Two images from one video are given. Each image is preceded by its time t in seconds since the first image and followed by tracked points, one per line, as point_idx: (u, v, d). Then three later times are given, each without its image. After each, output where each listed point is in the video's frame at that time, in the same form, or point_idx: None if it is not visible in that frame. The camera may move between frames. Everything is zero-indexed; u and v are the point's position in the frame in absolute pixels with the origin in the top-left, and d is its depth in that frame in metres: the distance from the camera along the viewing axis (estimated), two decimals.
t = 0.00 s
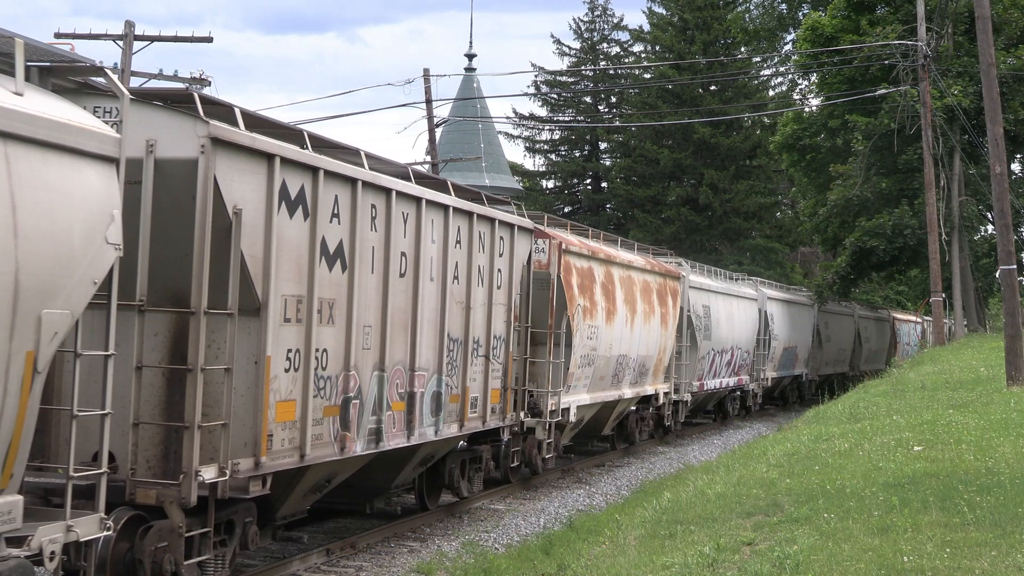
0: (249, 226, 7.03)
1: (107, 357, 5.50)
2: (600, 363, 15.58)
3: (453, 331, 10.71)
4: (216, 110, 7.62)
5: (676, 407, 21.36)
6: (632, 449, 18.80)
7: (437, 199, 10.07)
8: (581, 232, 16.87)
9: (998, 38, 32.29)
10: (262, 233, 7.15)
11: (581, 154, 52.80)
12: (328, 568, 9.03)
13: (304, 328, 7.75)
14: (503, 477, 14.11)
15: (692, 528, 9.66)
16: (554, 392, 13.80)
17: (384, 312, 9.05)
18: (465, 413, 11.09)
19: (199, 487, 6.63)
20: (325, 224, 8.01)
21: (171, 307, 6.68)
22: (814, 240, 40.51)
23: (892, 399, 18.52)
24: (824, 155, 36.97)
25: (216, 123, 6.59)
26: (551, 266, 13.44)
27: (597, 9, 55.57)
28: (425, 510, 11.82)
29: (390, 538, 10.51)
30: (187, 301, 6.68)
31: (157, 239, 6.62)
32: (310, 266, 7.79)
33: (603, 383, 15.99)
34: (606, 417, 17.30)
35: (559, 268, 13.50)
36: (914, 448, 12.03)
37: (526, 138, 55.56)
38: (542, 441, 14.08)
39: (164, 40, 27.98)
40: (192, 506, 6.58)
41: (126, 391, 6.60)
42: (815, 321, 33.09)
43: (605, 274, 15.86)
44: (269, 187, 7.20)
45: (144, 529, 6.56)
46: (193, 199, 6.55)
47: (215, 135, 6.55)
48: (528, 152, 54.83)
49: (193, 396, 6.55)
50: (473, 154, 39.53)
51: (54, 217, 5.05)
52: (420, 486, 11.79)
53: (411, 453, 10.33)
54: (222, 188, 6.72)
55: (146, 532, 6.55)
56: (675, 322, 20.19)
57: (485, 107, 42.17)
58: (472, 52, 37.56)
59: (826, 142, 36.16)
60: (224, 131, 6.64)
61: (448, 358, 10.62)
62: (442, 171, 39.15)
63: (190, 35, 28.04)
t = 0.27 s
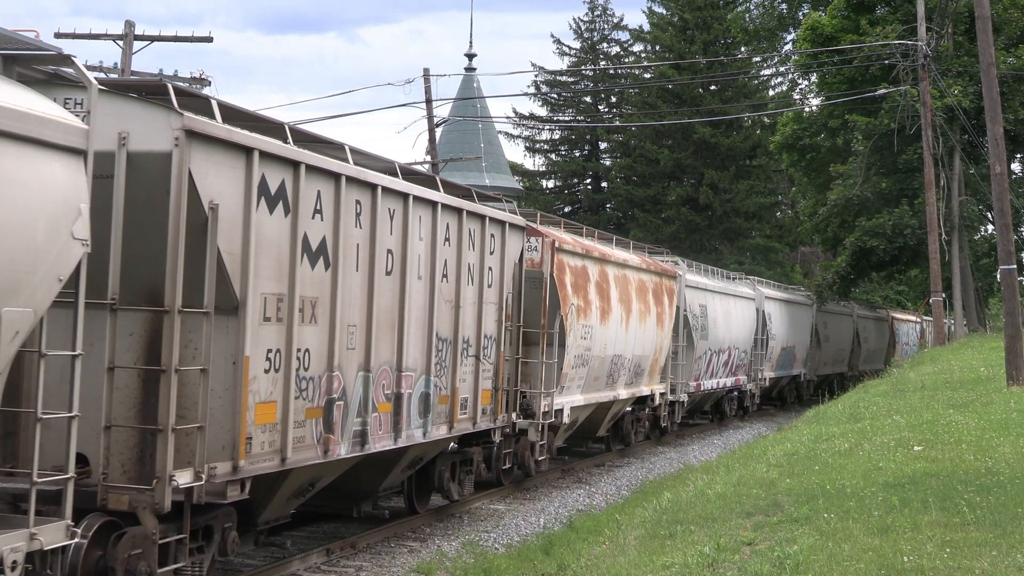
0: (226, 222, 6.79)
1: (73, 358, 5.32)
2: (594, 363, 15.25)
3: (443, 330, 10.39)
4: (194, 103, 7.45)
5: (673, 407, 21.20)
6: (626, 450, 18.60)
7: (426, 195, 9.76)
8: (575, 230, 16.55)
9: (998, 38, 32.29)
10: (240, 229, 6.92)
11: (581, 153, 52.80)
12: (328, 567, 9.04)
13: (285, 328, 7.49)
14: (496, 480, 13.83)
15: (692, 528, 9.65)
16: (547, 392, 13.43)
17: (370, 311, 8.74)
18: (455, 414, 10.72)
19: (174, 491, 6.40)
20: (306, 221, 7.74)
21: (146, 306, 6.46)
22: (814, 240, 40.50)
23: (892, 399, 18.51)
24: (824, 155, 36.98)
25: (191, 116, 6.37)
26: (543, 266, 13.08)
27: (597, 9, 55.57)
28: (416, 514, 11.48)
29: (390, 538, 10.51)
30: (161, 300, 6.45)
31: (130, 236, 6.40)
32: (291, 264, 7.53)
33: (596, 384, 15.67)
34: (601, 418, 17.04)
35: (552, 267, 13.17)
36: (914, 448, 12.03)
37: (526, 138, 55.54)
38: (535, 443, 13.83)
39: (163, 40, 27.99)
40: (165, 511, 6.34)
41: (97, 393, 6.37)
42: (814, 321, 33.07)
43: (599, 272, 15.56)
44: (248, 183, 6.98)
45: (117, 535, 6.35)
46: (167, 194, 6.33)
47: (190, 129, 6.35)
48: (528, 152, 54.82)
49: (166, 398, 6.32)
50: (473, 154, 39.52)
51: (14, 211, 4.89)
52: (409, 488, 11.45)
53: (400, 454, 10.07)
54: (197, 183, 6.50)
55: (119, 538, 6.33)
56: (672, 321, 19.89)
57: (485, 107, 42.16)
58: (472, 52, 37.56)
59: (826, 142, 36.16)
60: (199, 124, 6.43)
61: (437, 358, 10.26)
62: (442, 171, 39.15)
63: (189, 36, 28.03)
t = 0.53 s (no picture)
0: (203, 218, 6.56)
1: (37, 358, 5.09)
2: (588, 363, 14.94)
3: (431, 329, 10.12)
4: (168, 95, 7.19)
5: (669, 408, 21.01)
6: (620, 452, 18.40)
7: (413, 191, 9.49)
8: (568, 228, 16.24)
9: (998, 38, 32.29)
10: (217, 226, 6.69)
11: (581, 153, 52.79)
12: (328, 567, 9.04)
13: (265, 328, 7.27)
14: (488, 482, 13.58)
15: (692, 528, 9.65)
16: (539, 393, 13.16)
17: (355, 310, 8.51)
18: (444, 416, 10.45)
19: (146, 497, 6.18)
20: (287, 217, 7.51)
21: (121, 306, 6.23)
22: (814, 240, 40.49)
23: (892, 399, 18.50)
24: (824, 155, 36.98)
25: (165, 109, 6.14)
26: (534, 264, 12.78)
27: (597, 9, 55.56)
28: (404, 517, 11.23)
29: (390, 538, 10.51)
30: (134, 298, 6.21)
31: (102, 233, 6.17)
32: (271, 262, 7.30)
33: (591, 385, 15.35)
34: (596, 420, 16.79)
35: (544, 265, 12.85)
36: (914, 448, 12.02)
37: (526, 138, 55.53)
38: (528, 445, 13.60)
39: (163, 40, 27.99)
40: (137, 518, 6.12)
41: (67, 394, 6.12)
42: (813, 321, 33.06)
43: (593, 271, 15.23)
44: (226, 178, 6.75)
45: (88, 542, 6.15)
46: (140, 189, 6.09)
47: (163, 122, 6.11)
48: (528, 152, 54.81)
49: (139, 400, 6.09)
50: (473, 154, 39.52)
51: None
52: (397, 490, 11.21)
53: (388, 456, 9.87)
54: (172, 179, 6.27)
55: (90, 545, 6.16)
56: (668, 320, 19.65)
57: (485, 107, 42.16)
58: (472, 52, 37.55)
59: (826, 142, 36.15)
60: (174, 118, 6.21)
61: (425, 358, 10.01)
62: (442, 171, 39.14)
63: (189, 35, 28.03)
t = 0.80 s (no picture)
0: (177, 214, 6.31)
1: None
2: (581, 363, 14.81)
3: (418, 329, 9.89)
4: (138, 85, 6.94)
5: (666, 409, 20.97)
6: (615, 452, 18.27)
7: (400, 187, 9.25)
8: (560, 226, 16.02)
9: (998, 38, 32.28)
10: (192, 221, 6.44)
11: (581, 153, 52.78)
12: (328, 567, 9.04)
13: (242, 328, 7.03)
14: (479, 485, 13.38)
15: (692, 528, 9.65)
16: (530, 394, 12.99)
17: (338, 309, 8.27)
18: (431, 417, 10.22)
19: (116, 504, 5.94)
20: (266, 214, 7.26)
21: (93, 304, 5.95)
22: (814, 239, 40.48)
23: (892, 399, 18.50)
24: (824, 155, 36.97)
25: (136, 101, 5.90)
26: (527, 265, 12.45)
27: (597, 9, 55.55)
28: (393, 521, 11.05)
29: (390, 538, 10.52)
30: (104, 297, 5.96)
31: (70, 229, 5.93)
32: (249, 260, 7.05)
33: (584, 385, 15.23)
34: (590, 421, 16.71)
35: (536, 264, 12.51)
36: (914, 448, 12.02)
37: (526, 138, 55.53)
38: (520, 448, 13.35)
39: (164, 40, 28.00)
40: (106, 525, 5.88)
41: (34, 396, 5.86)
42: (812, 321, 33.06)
43: (586, 270, 15.06)
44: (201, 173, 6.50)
45: (56, 549, 5.91)
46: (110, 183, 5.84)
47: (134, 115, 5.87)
48: (528, 152, 54.80)
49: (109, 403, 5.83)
50: (473, 154, 39.53)
51: None
52: (385, 495, 11.01)
53: (373, 458, 9.67)
54: (144, 174, 6.01)
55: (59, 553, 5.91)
56: (663, 319, 19.53)
57: (485, 107, 42.16)
58: (472, 52, 37.55)
59: (826, 142, 36.14)
60: (146, 111, 5.96)
61: (413, 358, 9.80)
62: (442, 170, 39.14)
63: (190, 36, 28.04)
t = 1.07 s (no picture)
0: (148, 210, 6.07)
1: None
2: (575, 364, 14.74)
3: (406, 329, 9.66)
4: (109, 76, 6.73)
5: (662, 410, 20.88)
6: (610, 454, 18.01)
7: (387, 183, 9.01)
8: (554, 224, 15.92)
9: (997, 38, 32.28)
10: (164, 217, 6.20)
11: (581, 153, 52.78)
12: (328, 568, 9.03)
13: (218, 328, 6.80)
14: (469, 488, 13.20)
15: (692, 528, 9.65)
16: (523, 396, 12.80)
17: (321, 308, 8.03)
18: (419, 420, 9.98)
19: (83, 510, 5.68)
20: (244, 210, 7.01)
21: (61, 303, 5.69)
22: (814, 240, 40.48)
23: (892, 399, 18.50)
24: (824, 155, 36.96)
25: (105, 91, 5.67)
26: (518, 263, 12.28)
27: (597, 9, 55.55)
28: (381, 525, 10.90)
29: (390, 538, 10.52)
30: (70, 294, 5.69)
31: (36, 223, 5.70)
32: (225, 258, 6.82)
33: (578, 386, 15.17)
34: (584, 421, 16.63)
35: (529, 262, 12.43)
36: (914, 448, 12.02)
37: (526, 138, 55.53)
38: (512, 449, 13.26)
39: (164, 40, 28.02)
40: (72, 532, 5.64)
41: None
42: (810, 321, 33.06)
43: (580, 269, 15.02)
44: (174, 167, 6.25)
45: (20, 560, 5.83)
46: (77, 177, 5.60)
47: (103, 107, 5.66)
48: (528, 152, 54.79)
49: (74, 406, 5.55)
50: (473, 154, 39.53)
51: None
52: (373, 499, 10.85)
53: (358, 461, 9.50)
54: (112, 167, 5.77)
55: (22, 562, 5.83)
56: (658, 319, 19.42)
57: (485, 107, 42.17)
58: (472, 52, 37.57)
59: (826, 142, 36.14)
60: (116, 102, 5.74)
61: (400, 359, 9.54)
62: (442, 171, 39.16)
63: (189, 36, 28.05)
